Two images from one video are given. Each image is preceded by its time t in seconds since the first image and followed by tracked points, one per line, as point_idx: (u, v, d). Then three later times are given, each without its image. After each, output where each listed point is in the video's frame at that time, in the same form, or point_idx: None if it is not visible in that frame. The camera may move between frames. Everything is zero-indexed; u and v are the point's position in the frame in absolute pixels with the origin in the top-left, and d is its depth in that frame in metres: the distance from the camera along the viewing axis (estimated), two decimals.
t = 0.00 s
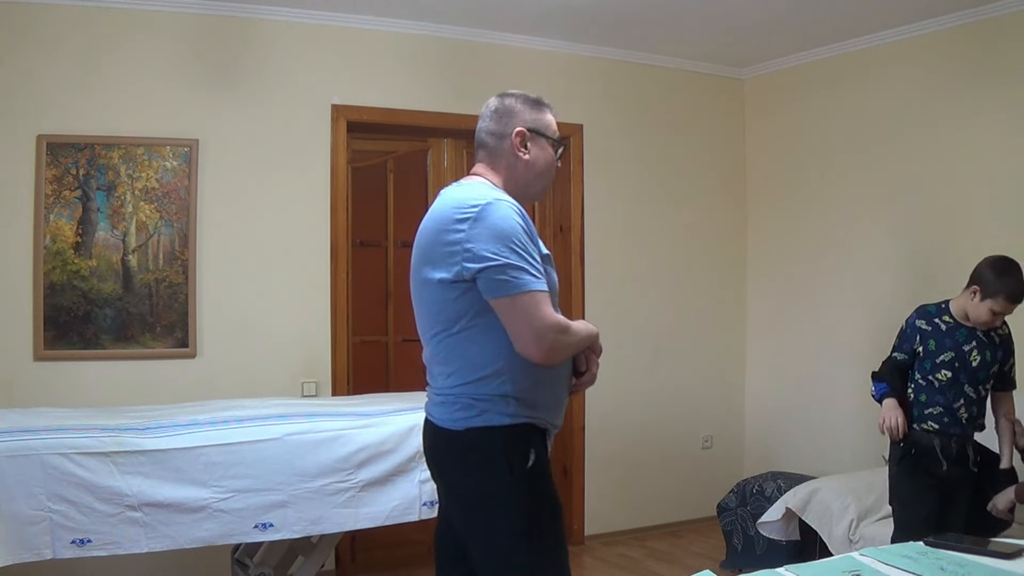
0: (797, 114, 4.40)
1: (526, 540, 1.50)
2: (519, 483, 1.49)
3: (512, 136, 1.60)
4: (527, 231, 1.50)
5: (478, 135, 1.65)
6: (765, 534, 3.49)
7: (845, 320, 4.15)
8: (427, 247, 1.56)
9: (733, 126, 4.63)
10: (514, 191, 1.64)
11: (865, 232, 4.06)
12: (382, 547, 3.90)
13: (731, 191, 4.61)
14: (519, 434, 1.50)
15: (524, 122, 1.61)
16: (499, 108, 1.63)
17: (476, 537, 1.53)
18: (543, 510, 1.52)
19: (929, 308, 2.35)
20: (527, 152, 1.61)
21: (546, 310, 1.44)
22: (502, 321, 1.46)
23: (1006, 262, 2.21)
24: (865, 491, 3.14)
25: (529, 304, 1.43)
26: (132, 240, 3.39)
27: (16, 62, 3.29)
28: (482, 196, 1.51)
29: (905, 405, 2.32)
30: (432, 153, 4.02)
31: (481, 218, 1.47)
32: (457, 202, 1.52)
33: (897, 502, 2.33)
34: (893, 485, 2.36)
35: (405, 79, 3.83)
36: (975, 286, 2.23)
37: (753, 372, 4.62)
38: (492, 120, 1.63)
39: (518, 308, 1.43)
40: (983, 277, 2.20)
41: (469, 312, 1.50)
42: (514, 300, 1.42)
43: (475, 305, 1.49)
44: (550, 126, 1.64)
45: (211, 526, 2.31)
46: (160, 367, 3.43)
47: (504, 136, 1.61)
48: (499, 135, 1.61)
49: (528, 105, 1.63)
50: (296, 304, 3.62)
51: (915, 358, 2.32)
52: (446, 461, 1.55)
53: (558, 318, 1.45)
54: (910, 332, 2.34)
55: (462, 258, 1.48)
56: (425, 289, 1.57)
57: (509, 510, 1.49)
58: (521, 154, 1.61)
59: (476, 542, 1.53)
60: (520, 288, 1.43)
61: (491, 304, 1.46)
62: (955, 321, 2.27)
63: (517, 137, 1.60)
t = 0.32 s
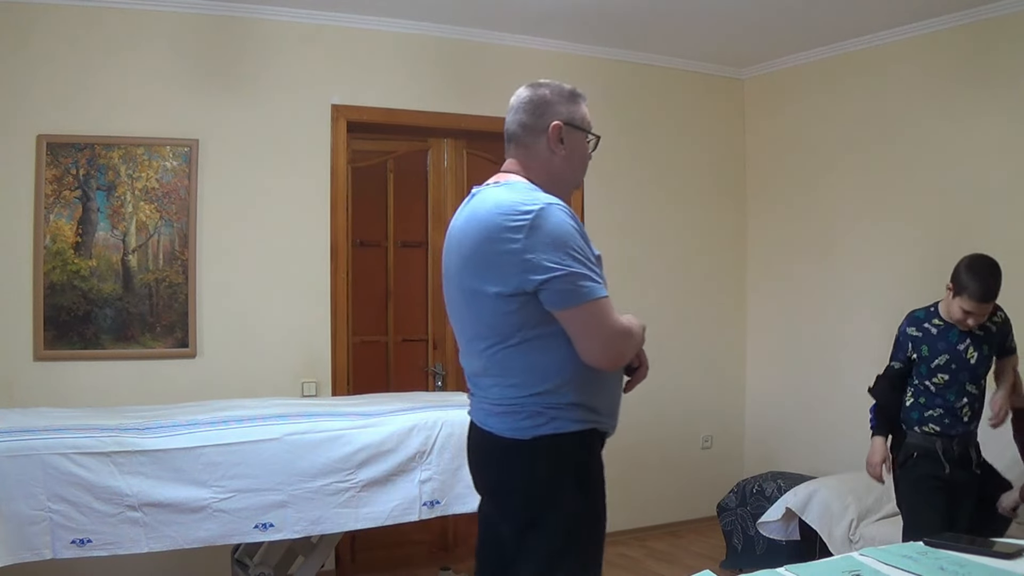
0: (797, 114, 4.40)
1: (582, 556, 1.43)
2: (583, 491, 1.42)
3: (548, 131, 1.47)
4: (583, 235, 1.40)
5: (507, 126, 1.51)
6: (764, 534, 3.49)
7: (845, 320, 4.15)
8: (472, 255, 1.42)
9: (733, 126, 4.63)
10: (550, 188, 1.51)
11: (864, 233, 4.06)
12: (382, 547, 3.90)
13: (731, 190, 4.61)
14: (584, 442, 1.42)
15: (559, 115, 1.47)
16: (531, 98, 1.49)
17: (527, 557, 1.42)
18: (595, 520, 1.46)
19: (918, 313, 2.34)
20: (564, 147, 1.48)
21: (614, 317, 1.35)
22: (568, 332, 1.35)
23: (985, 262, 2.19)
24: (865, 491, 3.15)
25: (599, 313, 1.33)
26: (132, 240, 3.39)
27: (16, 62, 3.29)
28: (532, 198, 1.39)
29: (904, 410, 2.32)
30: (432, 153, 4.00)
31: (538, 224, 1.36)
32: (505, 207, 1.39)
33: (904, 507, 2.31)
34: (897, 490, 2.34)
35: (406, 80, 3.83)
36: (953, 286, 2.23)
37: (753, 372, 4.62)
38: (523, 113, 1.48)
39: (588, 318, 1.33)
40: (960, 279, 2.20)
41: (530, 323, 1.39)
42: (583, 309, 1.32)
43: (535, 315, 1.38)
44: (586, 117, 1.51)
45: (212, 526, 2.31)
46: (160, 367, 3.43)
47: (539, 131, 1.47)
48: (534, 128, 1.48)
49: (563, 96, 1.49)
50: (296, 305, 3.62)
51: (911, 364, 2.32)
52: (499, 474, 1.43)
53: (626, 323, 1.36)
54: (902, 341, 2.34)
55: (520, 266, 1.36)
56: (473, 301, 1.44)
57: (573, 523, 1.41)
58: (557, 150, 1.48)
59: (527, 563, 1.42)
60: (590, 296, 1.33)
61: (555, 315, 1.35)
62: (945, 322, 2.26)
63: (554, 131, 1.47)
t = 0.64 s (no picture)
0: (797, 114, 4.40)
1: (620, 561, 1.39)
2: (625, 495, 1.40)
3: (586, 126, 1.43)
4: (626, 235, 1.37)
5: (541, 120, 1.47)
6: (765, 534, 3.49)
7: (845, 320, 4.15)
8: (513, 257, 1.38)
9: (733, 125, 4.63)
10: (584, 184, 1.48)
11: (864, 233, 4.06)
12: (382, 547, 3.90)
13: (730, 190, 4.61)
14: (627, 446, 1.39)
15: (598, 109, 1.44)
16: (566, 91, 1.44)
17: (564, 561, 1.39)
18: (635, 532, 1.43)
19: (899, 315, 2.33)
20: (599, 143, 1.45)
21: (662, 320, 1.33)
22: (616, 337, 1.32)
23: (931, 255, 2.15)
24: (865, 491, 3.15)
25: (648, 317, 1.31)
26: (132, 240, 3.39)
27: (16, 62, 3.29)
28: (575, 198, 1.35)
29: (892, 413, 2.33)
30: (432, 153, 4.00)
31: (584, 226, 1.32)
32: (548, 207, 1.35)
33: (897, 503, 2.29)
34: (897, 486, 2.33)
35: (406, 79, 3.83)
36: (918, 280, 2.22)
37: (753, 372, 4.62)
38: (560, 107, 1.44)
39: (638, 322, 1.30)
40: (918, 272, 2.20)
41: (575, 327, 1.35)
42: (633, 314, 1.30)
43: (580, 318, 1.35)
44: (621, 111, 1.47)
45: (212, 526, 2.31)
46: (160, 367, 3.43)
47: (574, 126, 1.44)
48: (568, 123, 1.44)
49: (602, 89, 1.45)
50: (296, 305, 3.62)
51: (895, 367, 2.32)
52: (539, 475, 1.40)
53: (672, 325, 1.34)
54: (884, 344, 2.35)
55: (567, 270, 1.32)
56: (512, 304, 1.40)
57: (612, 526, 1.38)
58: (593, 144, 1.45)
59: (563, 568, 1.39)
60: (639, 300, 1.30)
61: (602, 319, 1.32)
62: (920, 323, 2.25)
63: (590, 127, 1.43)
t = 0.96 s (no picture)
0: (797, 113, 4.40)
1: (628, 564, 1.39)
2: (637, 492, 1.39)
3: (596, 128, 1.43)
4: (629, 240, 1.36)
5: (553, 120, 1.47)
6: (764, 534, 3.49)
7: (845, 320, 4.14)
8: (519, 264, 1.38)
9: (733, 125, 4.63)
10: (594, 186, 1.48)
11: (864, 233, 4.06)
12: (382, 547, 3.90)
13: (730, 190, 4.61)
14: (635, 446, 1.39)
15: (609, 112, 1.44)
16: (579, 91, 1.44)
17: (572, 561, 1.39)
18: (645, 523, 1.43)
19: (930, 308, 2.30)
20: (610, 145, 1.45)
21: (666, 327, 1.32)
22: (620, 345, 1.32)
23: (925, 243, 2.21)
24: (865, 491, 3.14)
25: (652, 324, 1.30)
26: (132, 240, 3.39)
27: (17, 62, 3.29)
28: (576, 205, 1.34)
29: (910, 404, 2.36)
30: (432, 153, 4.00)
31: (584, 235, 1.31)
32: (550, 216, 1.34)
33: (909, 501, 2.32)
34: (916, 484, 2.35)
35: (406, 80, 3.83)
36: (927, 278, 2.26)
37: (753, 372, 4.62)
38: (572, 108, 1.44)
39: (641, 330, 1.30)
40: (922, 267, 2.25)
41: (581, 333, 1.35)
42: (634, 322, 1.29)
43: (584, 325, 1.35)
44: (634, 112, 1.47)
45: (212, 526, 2.30)
46: (160, 367, 3.43)
47: (585, 127, 1.44)
48: (579, 125, 1.44)
49: (614, 92, 1.45)
50: (296, 304, 3.62)
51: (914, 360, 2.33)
52: (551, 474, 1.40)
53: (677, 330, 1.34)
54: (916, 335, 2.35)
55: (569, 278, 1.32)
56: (519, 310, 1.40)
57: (622, 528, 1.38)
58: (603, 146, 1.45)
59: (572, 563, 1.39)
60: (641, 309, 1.29)
61: (605, 327, 1.32)
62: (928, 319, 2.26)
63: (601, 129, 1.43)
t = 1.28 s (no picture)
0: (797, 113, 4.40)
1: (621, 562, 1.39)
2: (630, 490, 1.39)
3: (591, 128, 1.43)
4: (617, 239, 1.35)
5: (552, 118, 1.47)
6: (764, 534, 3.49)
7: (845, 320, 4.14)
8: (510, 262, 1.39)
9: (733, 125, 4.63)
10: (590, 187, 1.48)
11: (864, 233, 4.06)
12: (382, 547, 3.90)
13: (730, 190, 4.61)
14: (628, 444, 1.38)
15: (605, 113, 1.44)
16: (578, 92, 1.45)
17: (565, 559, 1.40)
18: (640, 521, 1.42)
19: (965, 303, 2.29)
20: (605, 145, 1.44)
21: (652, 324, 1.31)
22: (606, 341, 1.32)
23: (938, 239, 2.26)
24: (865, 491, 3.15)
25: (636, 322, 1.29)
26: (132, 240, 3.39)
27: (16, 62, 3.29)
28: (565, 204, 1.35)
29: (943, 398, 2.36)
30: (432, 153, 4.00)
31: (570, 233, 1.32)
32: (539, 215, 1.35)
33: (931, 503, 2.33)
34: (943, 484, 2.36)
35: (406, 80, 3.83)
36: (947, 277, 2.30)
37: (753, 372, 4.62)
38: (569, 108, 1.45)
39: (625, 327, 1.29)
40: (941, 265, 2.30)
41: (570, 330, 1.35)
42: (619, 318, 1.29)
43: (573, 323, 1.35)
44: (631, 117, 1.47)
45: (212, 526, 2.30)
46: (160, 367, 3.43)
47: (582, 127, 1.44)
48: (575, 125, 1.44)
49: (610, 94, 1.45)
50: (296, 304, 3.62)
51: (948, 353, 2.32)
52: (545, 471, 1.41)
53: (665, 328, 1.33)
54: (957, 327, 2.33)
55: (555, 276, 1.32)
56: (512, 308, 1.42)
57: (615, 526, 1.37)
58: (598, 147, 1.44)
59: (566, 559, 1.39)
60: (625, 305, 1.29)
61: (591, 324, 1.32)
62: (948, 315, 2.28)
63: (597, 129, 1.43)
